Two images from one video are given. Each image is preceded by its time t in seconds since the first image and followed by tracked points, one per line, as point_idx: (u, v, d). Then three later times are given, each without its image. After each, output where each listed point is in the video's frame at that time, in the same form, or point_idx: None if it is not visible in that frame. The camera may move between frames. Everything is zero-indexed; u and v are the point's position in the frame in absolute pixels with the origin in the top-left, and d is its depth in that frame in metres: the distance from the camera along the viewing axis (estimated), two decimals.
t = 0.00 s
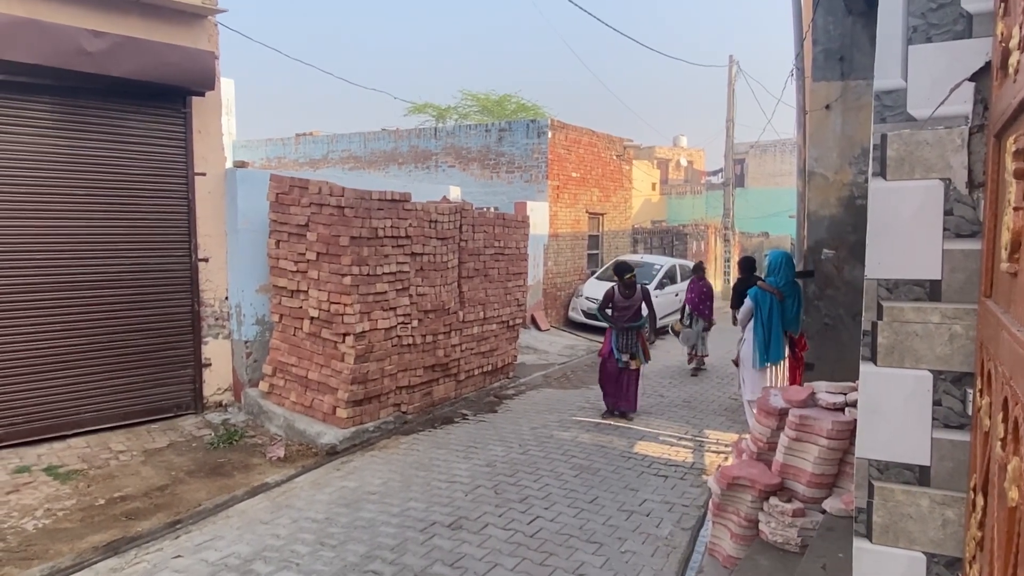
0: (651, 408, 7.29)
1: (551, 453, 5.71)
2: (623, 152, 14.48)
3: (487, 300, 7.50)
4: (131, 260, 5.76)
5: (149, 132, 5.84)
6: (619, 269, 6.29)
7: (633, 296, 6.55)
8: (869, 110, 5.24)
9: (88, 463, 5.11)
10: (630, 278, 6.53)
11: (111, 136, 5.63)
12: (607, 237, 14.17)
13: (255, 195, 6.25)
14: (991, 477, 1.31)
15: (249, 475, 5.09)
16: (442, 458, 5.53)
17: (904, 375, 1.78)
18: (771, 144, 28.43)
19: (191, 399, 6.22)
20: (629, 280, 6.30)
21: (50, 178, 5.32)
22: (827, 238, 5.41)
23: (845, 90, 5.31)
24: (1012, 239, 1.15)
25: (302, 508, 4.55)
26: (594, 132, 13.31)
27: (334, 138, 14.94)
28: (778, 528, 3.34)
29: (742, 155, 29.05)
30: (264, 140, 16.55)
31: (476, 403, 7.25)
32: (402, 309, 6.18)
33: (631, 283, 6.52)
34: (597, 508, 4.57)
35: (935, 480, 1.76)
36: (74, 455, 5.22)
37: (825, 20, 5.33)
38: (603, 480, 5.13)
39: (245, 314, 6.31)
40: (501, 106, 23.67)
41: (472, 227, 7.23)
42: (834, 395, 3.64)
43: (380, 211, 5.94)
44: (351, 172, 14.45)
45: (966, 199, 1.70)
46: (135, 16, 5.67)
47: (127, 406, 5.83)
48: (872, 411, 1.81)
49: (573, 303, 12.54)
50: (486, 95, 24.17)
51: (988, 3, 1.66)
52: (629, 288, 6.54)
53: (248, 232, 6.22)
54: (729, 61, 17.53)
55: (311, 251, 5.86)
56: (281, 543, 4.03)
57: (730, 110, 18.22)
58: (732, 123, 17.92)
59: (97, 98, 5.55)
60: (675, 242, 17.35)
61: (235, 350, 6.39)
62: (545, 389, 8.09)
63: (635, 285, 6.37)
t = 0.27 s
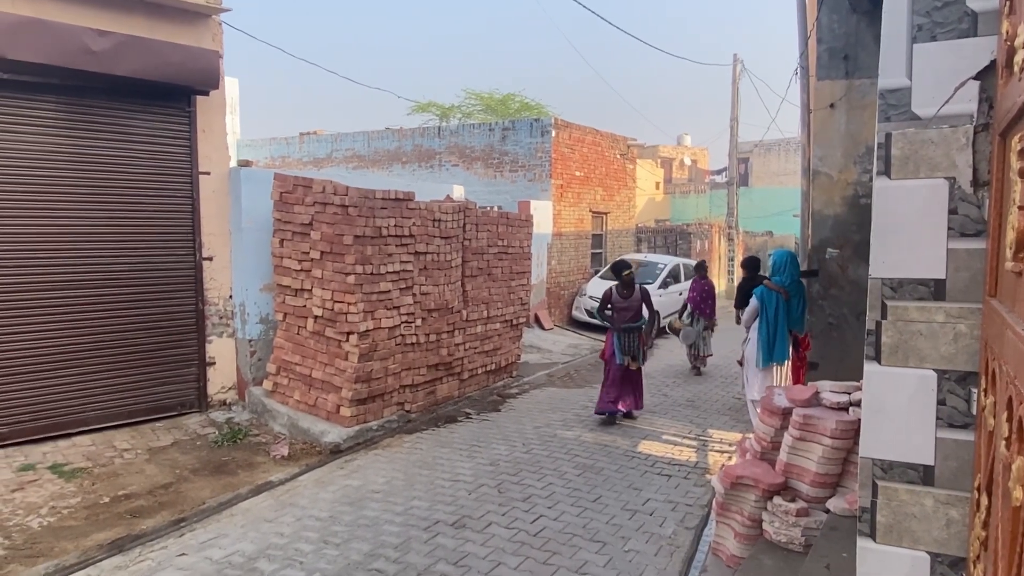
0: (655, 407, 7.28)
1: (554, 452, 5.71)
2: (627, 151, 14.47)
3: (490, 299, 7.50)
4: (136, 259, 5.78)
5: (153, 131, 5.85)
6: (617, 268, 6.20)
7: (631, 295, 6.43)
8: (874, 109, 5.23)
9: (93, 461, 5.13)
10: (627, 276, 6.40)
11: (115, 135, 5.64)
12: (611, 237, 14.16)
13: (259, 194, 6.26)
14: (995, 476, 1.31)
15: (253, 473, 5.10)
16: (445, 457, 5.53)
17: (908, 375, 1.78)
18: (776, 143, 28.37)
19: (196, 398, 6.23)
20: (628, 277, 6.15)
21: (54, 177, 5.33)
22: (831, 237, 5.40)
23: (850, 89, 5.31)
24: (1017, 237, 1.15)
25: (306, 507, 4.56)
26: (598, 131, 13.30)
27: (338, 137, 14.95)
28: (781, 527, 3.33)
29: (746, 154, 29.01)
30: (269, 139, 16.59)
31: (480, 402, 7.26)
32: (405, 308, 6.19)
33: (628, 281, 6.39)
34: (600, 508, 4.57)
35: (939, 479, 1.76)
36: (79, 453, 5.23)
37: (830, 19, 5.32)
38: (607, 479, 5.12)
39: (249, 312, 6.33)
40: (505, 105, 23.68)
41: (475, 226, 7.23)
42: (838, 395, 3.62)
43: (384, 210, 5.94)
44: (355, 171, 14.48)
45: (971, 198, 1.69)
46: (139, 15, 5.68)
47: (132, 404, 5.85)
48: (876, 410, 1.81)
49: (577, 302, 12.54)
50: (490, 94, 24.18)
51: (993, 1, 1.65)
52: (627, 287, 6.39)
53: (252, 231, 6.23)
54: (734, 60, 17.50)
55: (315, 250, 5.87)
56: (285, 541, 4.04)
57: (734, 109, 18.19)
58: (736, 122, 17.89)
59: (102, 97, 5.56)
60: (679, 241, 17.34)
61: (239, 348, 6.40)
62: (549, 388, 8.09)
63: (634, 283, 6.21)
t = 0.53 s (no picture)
0: (659, 406, 7.28)
1: (559, 451, 5.71)
2: (632, 150, 14.45)
3: (495, 298, 7.50)
4: (141, 257, 5.79)
5: (159, 130, 5.87)
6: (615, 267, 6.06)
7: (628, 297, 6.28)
8: (880, 108, 5.22)
9: (98, 459, 5.15)
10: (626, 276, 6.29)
11: (121, 134, 5.66)
12: (615, 236, 14.15)
13: (265, 192, 6.28)
14: (1001, 476, 1.31)
15: (258, 471, 5.11)
16: (449, 456, 5.54)
17: (913, 374, 1.77)
18: (781, 142, 28.29)
19: (201, 396, 6.25)
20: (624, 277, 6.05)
21: (60, 175, 5.35)
22: (836, 236, 5.39)
23: (856, 87, 5.28)
24: None
25: (311, 505, 4.57)
26: (603, 130, 13.29)
27: (343, 136, 14.96)
28: (786, 527, 3.33)
29: (751, 153, 28.95)
30: (274, 137, 16.63)
31: (484, 401, 7.26)
32: (410, 306, 6.19)
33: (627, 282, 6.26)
34: (604, 507, 4.57)
35: (944, 480, 1.75)
36: (85, 451, 5.26)
37: (836, 17, 5.31)
38: (611, 478, 5.12)
39: (255, 311, 6.35)
40: (509, 104, 23.68)
41: (480, 225, 7.23)
42: (844, 394, 3.61)
43: (389, 209, 5.95)
44: (360, 170, 14.49)
45: (977, 197, 1.69)
46: (145, 15, 5.70)
47: (137, 402, 5.87)
48: (881, 410, 1.80)
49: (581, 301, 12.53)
50: (495, 93, 24.19)
51: None
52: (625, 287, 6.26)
53: (258, 230, 6.25)
54: (739, 58, 17.48)
55: (320, 249, 5.88)
56: (289, 539, 4.05)
57: (739, 107, 18.15)
58: (742, 121, 17.85)
59: (108, 97, 5.57)
60: (683, 240, 17.31)
61: (244, 347, 6.42)
62: (553, 387, 8.09)
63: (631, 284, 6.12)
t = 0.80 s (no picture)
0: (665, 406, 7.28)
1: (564, 450, 5.71)
2: (638, 149, 14.43)
3: (500, 297, 7.51)
4: (148, 256, 5.82)
5: (166, 129, 5.89)
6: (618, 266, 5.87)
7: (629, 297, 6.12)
8: (887, 106, 5.21)
9: (105, 456, 5.17)
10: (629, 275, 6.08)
11: (129, 133, 5.69)
12: (621, 235, 14.14)
13: (271, 191, 6.29)
14: (1007, 474, 1.30)
15: (264, 469, 5.13)
16: (455, 454, 5.55)
17: (920, 373, 1.77)
18: (788, 140, 28.21)
19: (207, 394, 6.28)
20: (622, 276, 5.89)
21: (68, 174, 5.38)
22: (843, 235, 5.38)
23: (862, 86, 5.27)
24: None
25: (316, 503, 4.59)
26: (609, 129, 13.28)
27: (349, 134, 14.98)
28: (791, 526, 3.33)
29: (757, 152, 28.88)
30: (280, 136, 16.67)
31: (489, 400, 7.26)
32: (415, 305, 6.20)
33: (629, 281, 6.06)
34: (609, 506, 4.57)
35: (950, 478, 1.75)
36: (92, 448, 5.29)
37: (843, 16, 5.30)
38: (616, 477, 5.12)
39: (261, 310, 6.37)
40: (515, 103, 23.69)
41: (485, 224, 7.24)
42: (850, 394, 3.60)
43: (394, 208, 5.96)
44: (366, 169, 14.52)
45: (983, 195, 1.69)
46: (152, 13, 5.72)
47: (144, 400, 5.89)
48: (888, 409, 1.80)
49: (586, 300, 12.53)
50: (501, 92, 24.19)
51: None
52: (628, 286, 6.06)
53: (264, 229, 6.27)
54: (746, 57, 17.45)
55: (326, 247, 5.89)
56: (295, 537, 4.06)
57: (745, 106, 18.11)
58: (748, 120, 17.81)
59: (116, 95, 5.60)
60: (689, 240, 17.29)
61: (251, 345, 6.44)
62: (558, 386, 8.09)
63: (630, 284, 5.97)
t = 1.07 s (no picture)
0: (670, 405, 7.27)
1: (569, 449, 5.71)
2: (643, 148, 14.40)
3: (506, 296, 7.51)
4: (156, 254, 5.85)
5: (173, 128, 5.91)
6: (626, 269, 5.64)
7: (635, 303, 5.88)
8: (895, 105, 5.15)
9: (112, 454, 5.20)
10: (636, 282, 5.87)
11: (136, 132, 5.71)
12: (626, 234, 14.13)
13: (277, 190, 6.31)
14: (1014, 475, 1.30)
15: (270, 467, 5.15)
16: (460, 453, 5.55)
17: (926, 373, 1.76)
18: (794, 139, 28.12)
19: (214, 392, 6.30)
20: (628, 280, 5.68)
21: (75, 174, 5.40)
22: (849, 234, 5.37)
23: (870, 85, 5.22)
24: None
25: (322, 501, 4.60)
26: (615, 128, 13.26)
27: (355, 133, 15.00)
28: (797, 527, 3.32)
29: (764, 151, 28.81)
30: (286, 135, 16.71)
31: (494, 398, 7.27)
32: (421, 304, 6.21)
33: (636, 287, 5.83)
34: (614, 505, 4.57)
35: (956, 479, 1.74)
36: (100, 446, 5.31)
37: (850, 14, 5.25)
38: (621, 476, 5.12)
39: (267, 308, 6.38)
40: (521, 101, 23.67)
41: (491, 223, 7.24)
42: (856, 394, 3.59)
43: (400, 207, 5.97)
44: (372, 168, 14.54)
45: (991, 195, 1.68)
46: (159, 13, 5.74)
47: (151, 398, 5.92)
48: (893, 409, 1.79)
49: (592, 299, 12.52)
50: (507, 91, 24.18)
51: None
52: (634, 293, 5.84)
53: (270, 228, 6.28)
54: (752, 55, 17.41)
55: (332, 246, 5.90)
56: (301, 535, 4.08)
57: (752, 105, 18.06)
58: (754, 119, 17.76)
59: (123, 95, 5.62)
60: (695, 239, 17.25)
61: (257, 344, 6.46)
62: (563, 386, 8.09)
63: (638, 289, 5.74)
